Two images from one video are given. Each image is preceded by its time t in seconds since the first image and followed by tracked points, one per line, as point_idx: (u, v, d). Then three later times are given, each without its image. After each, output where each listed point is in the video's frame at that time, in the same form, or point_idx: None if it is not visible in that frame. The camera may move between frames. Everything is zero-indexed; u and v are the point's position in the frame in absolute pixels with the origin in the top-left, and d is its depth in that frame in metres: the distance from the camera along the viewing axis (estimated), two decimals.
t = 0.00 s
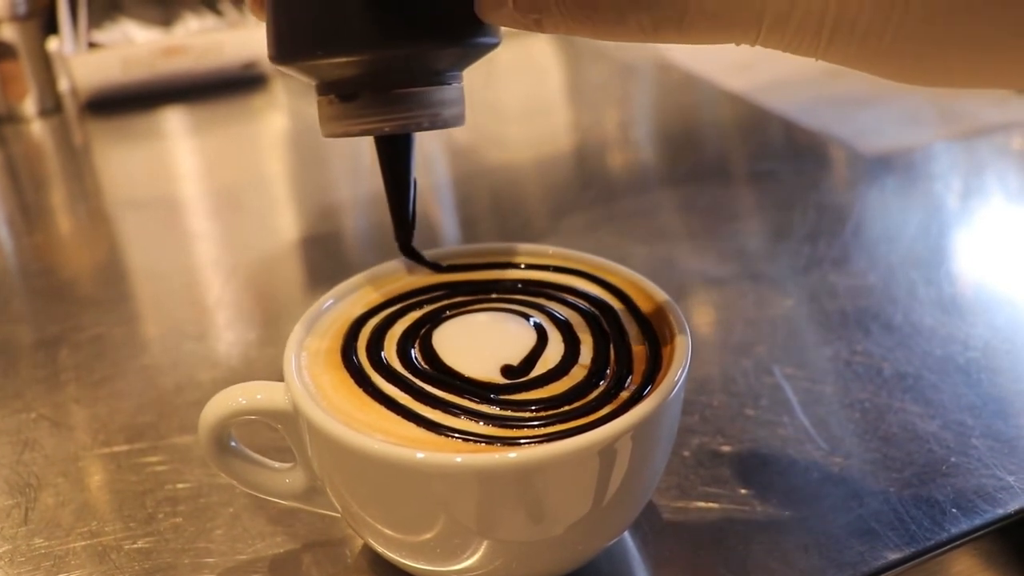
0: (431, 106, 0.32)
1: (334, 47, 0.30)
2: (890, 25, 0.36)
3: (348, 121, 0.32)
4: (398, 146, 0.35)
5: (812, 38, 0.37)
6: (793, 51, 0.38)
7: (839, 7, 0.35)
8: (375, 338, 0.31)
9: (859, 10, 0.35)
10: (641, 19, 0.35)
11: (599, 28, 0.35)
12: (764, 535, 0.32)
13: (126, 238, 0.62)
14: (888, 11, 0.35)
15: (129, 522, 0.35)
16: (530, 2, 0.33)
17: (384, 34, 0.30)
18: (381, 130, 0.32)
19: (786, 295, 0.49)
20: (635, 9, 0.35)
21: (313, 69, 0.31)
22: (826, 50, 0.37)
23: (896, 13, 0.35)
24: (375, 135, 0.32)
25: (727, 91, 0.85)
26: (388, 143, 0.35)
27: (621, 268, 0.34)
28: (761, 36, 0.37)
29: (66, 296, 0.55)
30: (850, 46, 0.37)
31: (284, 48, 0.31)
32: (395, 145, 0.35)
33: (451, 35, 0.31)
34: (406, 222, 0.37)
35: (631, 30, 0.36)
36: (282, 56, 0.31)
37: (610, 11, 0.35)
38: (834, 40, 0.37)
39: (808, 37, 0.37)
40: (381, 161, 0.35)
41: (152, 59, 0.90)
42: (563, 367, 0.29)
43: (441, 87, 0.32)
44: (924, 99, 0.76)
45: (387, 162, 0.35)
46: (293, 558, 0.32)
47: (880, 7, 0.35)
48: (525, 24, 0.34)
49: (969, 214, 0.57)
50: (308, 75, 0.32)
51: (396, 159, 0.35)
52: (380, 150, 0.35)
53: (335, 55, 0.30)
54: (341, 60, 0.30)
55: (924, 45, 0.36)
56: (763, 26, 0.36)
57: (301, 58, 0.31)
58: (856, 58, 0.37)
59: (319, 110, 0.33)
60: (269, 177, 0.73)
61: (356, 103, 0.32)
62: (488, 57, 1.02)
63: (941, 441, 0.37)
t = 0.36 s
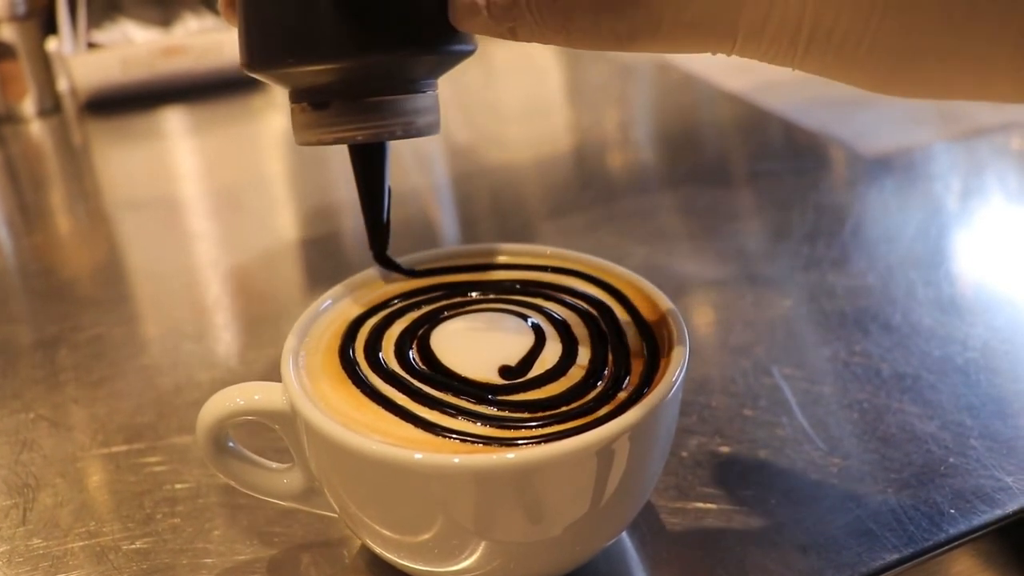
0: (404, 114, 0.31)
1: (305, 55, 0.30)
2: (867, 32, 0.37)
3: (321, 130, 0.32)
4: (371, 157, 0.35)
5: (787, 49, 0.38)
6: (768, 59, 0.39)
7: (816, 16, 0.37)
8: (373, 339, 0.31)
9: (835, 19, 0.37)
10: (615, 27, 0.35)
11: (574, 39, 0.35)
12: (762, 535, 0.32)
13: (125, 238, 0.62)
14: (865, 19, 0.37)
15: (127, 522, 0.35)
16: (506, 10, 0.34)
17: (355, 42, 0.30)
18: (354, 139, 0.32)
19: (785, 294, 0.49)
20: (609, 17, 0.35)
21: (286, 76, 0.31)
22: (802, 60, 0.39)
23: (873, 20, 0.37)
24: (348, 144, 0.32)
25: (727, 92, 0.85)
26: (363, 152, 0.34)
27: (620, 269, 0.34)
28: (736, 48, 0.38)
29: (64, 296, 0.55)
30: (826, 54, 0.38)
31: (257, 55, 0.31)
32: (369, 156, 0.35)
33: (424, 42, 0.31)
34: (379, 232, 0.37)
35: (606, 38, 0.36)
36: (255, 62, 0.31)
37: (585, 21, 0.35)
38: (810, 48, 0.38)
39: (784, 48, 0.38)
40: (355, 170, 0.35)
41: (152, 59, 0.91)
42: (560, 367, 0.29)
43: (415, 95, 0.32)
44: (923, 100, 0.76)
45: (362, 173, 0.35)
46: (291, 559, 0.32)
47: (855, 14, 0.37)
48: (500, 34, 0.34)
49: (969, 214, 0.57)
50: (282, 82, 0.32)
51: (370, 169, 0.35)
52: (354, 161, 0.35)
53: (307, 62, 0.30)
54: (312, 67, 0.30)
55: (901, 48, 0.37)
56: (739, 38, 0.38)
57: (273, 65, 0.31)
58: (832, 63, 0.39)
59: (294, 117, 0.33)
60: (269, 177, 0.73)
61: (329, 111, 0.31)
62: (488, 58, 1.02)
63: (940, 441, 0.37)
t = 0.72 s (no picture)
0: (381, 121, 0.31)
1: (280, 61, 0.30)
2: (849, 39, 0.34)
3: (296, 137, 0.31)
4: (347, 164, 0.34)
5: (767, 59, 0.36)
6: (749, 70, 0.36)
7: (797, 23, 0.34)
8: (376, 338, 0.31)
9: (816, 23, 0.34)
10: (593, 34, 0.33)
11: (552, 45, 0.34)
12: (765, 535, 0.32)
13: (126, 238, 0.62)
14: (847, 25, 0.34)
15: (130, 522, 0.35)
16: (482, 17, 0.33)
17: (331, 49, 0.29)
18: (331, 146, 0.31)
19: (786, 295, 0.49)
20: (587, 23, 0.33)
21: (261, 83, 0.31)
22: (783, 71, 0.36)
23: (856, 25, 0.34)
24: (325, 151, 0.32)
25: (728, 91, 0.85)
26: (338, 160, 0.34)
27: (623, 269, 0.34)
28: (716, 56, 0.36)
29: (66, 295, 0.55)
30: (808, 60, 0.36)
31: (230, 61, 0.30)
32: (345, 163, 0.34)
33: (401, 48, 0.30)
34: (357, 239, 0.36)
35: (584, 46, 0.34)
36: (228, 68, 0.31)
37: (563, 28, 0.33)
38: (791, 56, 0.36)
39: (764, 57, 0.36)
40: (331, 178, 0.34)
41: (152, 59, 0.91)
42: (563, 366, 0.29)
43: (392, 102, 0.31)
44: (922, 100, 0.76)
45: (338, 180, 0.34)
46: (294, 558, 0.32)
47: (837, 20, 0.34)
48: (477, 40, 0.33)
49: (969, 214, 0.57)
50: (256, 88, 0.31)
51: (347, 176, 0.34)
52: (331, 168, 0.34)
53: (282, 68, 0.30)
54: (287, 74, 0.30)
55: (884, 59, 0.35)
56: (718, 46, 0.35)
57: (246, 71, 0.30)
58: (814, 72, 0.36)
59: (268, 124, 0.32)
60: (269, 177, 0.72)
61: (305, 118, 0.31)
62: (488, 58, 1.02)
63: (943, 440, 0.37)
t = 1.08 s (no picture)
0: (368, 126, 0.30)
1: (266, 64, 0.29)
2: (845, 43, 0.34)
3: (281, 142, 0.31)
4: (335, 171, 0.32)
5: (762, 62, 0.36)
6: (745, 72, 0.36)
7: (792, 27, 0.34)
8: (381, 336, 0.31)
9: (811, 30, 0.34)
10: (583, 37, 0.33)
11: (542, 49, 0.34)
12: (768, 532, 0.32)
13: (128, 237, 0.62)
14: (842, 29, 0.34)
15: (134, 519, 0.35)
16: (471, 21, 0.33)
17: (317, 51, 0.29)
18: (317, 151, 0.30)
19: (788, 293, 0.49)
20: (577, 26, 0.33)
21: (246, 87, 0.30)
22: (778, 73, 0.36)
23: (852, 29, 0.34)
24: (310, 156, 0.31)
25: (730, 91, 0.85)
26: (325, 168, 0.32)
27: (626, 267, 0.34)
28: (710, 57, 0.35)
29: (68, 294, 0.55)
30: (802, 65, 0.36)
31: (214, 65, 0.30)
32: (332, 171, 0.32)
33: (387, 51, 0.30)
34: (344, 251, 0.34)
35: (574, 50, 0.34)
36: (213, 73, 0.30)
37: (554, 32, 0.33)
38: (785, 62, 0.36)
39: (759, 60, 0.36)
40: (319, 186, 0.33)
41: (154, 58, 0.91)
42: (568, 364, 0.29)
43: (378, 107, 0.31)
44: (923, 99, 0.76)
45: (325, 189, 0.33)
46: (299, 555, 0.33)
47: (833, 25, 0.34)
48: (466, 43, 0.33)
49: (970, 213, 0.57)
50: (240, 93, 0.31)
51: (335, 184, 0.33)
52: (317, 176, 0.33)
53: (268, 71, 0.29)
54: (273, 77, 0.29)
55: (882, 64, 0.35)
56: (712, 48, 0.35)
57: (231, 74, 0.30)
58: (811, 76, 0.36)
59: (253, 130, 0.32)
60: (271, 177, 0.73)
61: (290, 122, 0.30)
62: (489, 58, 1.02)
63: (945, 438, 0.37)
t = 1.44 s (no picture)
0: (355, 123, 0.30)
1: (251, 60, 0.29)
2: (846, 44, 0.34)
3: (266, 140, 0.30)
4: (322, 170, 0.32)
5: (760, 61, 0.36)
6: (743, 69, 0.36)
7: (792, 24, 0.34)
8: (383, 330, 0.31)
9: (810, 31, 0.34)
10: (576, 31, 0.33)
11: (535, 45, 0.33)
12: (771, 526, 0.32)
13: (129, 234, 0.62)
14: (843, 30, 0.34)
15: (136, 514, 0.35)
16: (461, 16, 0.32)
17: (303, 47, 0.28)
18: (302, 149, 0.30)
19: (789, 289, 0.49)
20: (570, 20, 0.33)
21: (229, 82, 0.29)
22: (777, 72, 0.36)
23: (853, 30, 0.34)
24: (296, 155, 0.30)
25: (731, 89, 0.85)
26: (310, 166, 0.32)
27: (627, 260, 0.34)
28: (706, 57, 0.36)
29: (69, 291, 0.55)
30: (801, 65, 0.36)
31: (197, 61, 0.29)
32: (319, 170, 0.32)
33: (375, 48, 0.29)
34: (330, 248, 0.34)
35: (568, 45, 0.33)
36: (196, 68, 0.30)
37: (546, 28, 0.33)
38: (785, 60, 0.36)
39: (756, 57, 0.36)
40: (302, 185, 0.33)
41: (154, 56, 0.90)
42: (570, 358, 0.29)
43: (366, 104, 0.30)
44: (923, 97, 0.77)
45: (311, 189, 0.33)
46: (300, 549, 0.32)
47: (834, 24, 0.34)
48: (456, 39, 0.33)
49: (971, 210, 0.57)
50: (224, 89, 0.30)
51: (321, 184, 0.33)
52: (303, 175, 0.32)
53: (253, 67, 0.29)
54: (258, 73, 0.29)
55: (884, 64, 0.35)
56: (708, 46, 0.35)
57: (214, 71, 0.29)
58: (809, 76, 0.36)
59: (237, 127, 0.31)
60: (271, 174, 0.72)
61: (275, 120, 0.30)
62: (489, 56, 1.02)
63: (947, 433, 0.37)
